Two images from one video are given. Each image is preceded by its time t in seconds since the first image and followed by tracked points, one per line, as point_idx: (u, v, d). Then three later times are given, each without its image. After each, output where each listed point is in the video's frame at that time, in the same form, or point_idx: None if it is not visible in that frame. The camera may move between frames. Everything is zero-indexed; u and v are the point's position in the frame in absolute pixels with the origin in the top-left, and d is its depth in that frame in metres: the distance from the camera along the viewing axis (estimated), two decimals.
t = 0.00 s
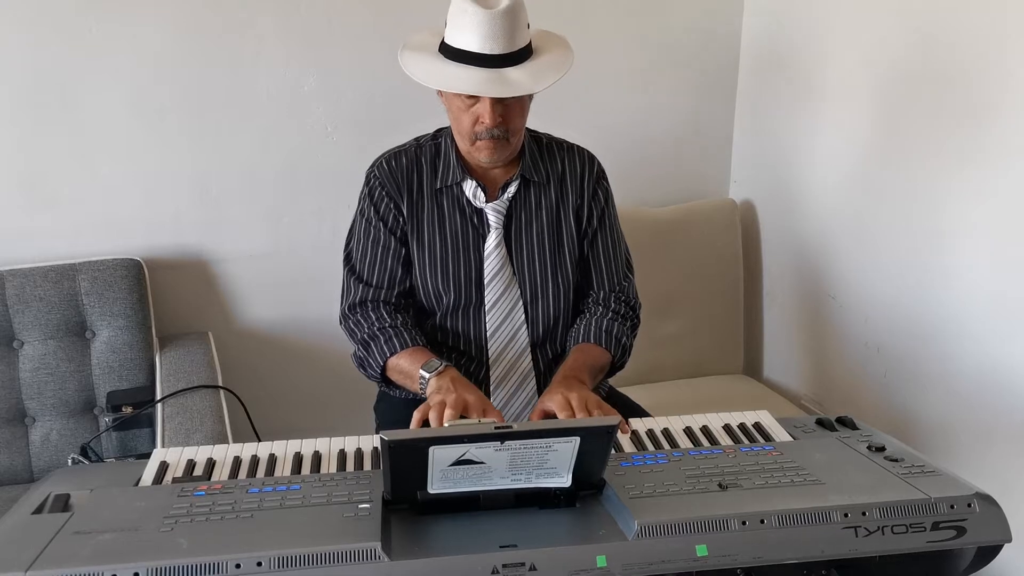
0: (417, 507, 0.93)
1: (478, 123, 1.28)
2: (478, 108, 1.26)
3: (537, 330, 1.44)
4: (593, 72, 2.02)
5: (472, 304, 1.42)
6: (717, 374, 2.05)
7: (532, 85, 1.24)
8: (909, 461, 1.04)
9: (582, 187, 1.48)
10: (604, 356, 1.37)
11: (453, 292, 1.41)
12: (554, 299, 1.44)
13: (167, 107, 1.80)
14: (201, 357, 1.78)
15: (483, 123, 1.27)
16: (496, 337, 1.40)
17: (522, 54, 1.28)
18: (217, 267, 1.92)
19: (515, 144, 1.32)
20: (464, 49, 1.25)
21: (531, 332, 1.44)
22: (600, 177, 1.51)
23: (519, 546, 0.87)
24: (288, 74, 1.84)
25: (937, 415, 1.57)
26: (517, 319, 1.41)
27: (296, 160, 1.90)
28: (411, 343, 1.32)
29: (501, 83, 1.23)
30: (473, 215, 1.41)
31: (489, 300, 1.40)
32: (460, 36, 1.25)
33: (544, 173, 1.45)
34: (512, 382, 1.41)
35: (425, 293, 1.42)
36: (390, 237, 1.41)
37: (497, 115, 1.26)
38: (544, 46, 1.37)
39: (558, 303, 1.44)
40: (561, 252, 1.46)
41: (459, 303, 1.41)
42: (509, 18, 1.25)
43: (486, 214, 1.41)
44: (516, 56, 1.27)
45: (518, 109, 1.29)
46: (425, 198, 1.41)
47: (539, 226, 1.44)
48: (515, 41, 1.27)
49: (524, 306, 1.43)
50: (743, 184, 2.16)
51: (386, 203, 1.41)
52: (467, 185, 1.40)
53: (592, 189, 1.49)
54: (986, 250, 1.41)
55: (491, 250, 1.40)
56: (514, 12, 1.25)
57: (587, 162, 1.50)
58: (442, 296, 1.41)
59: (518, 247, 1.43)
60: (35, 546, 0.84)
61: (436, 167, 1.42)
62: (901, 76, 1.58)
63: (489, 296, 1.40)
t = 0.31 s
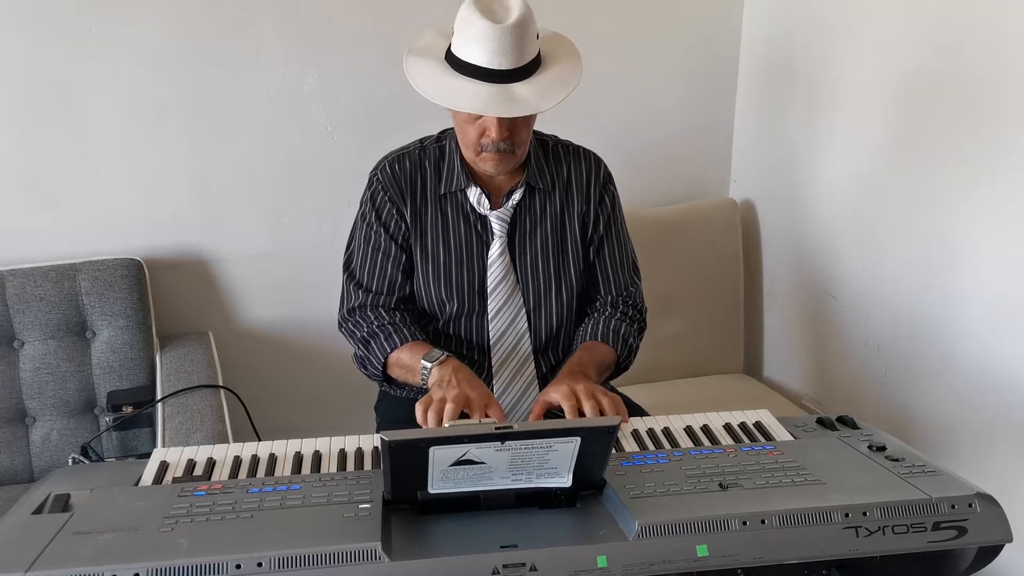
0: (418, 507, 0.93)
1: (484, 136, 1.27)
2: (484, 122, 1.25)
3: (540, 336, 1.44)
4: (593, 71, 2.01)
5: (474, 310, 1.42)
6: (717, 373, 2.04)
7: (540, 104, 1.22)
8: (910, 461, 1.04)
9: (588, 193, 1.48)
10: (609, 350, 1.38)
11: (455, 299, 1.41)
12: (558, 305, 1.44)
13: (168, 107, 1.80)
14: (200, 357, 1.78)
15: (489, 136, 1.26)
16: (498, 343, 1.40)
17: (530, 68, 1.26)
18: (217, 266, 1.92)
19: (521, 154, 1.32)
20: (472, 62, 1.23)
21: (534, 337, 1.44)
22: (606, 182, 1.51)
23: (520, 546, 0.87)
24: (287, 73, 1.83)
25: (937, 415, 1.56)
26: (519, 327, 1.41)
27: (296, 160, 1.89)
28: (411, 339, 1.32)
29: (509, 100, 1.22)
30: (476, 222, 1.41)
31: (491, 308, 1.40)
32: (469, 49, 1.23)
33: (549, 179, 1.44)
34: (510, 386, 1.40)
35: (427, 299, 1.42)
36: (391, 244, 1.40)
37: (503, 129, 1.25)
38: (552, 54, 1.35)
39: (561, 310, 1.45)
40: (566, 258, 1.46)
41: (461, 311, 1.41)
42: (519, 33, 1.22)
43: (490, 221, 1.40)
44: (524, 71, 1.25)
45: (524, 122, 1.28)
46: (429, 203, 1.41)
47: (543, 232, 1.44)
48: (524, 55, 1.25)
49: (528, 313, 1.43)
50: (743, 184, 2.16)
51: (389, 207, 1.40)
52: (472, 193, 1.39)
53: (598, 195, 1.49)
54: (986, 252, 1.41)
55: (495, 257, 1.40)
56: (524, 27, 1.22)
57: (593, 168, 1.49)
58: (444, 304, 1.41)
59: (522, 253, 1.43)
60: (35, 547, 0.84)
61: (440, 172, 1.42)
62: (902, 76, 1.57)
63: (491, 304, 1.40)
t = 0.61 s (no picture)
0: (418, 505, 0.93)
1: (492, 140, 1.27)
2: (494, 125, 1.25)
3: (541, 341, 1.45)
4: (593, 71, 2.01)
5: (476, 316, 1.43)
6: (717, 372, 2.05)
7: (552, 108, 1.22)
8: (909, 459, 1.04)
9: (593, 198, 1.48)
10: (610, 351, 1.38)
11: (458, 303, 1.41)
12: (559, 311, 1.45)
13: (168, 107, 1.80)
14: (201, 356, 1.78)
15: (498, 140, 1.26)
16: (501, 347, 1.39)
17: (542, 72, 1.26)
18: (217, 266, 1.93)
19: (529, 159, 1.31)
20: (485, 64, 1.23)
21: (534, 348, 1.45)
22: (612, 186, 1.51)
23: (519, 544, 0.87)
24: (288, 74, 1.84)
25: (937, 414, 1.57)
26: (522, 333, 1.40)
27: (296, 160, 1.90)
28: (407, 330, 1.32)
29: (521, 103, 1.22)
30: (480, 225, 1.41)
31: (495, 313, 1.39)
32: (482, 50, 1.23)
33: (554, 184, 1.45)
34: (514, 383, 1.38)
35: (428, 301, 1.42)
36: (394, 246, 1.40)
37: (513, 133, 1.25)
38: (562, 61, 1.35)
39: (563, 316, 1.45)
40: (570, 264, 1.46)
41: (465, 317, 1.42)
42: (533, 36, 1.22)
43: (494, 226, 1.40)
44: (537, 75, 1.25)
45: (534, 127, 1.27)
46: (432, 205, 1.41)
47: (547, 238, 1.44)
48: (537, 58, 1.24)
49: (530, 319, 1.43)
50: (743, 184, 2.16)
51: (392, 209, 1.40)
52: (475, 197, 1.39)
53: (604, 201, 1.49)
54: (986, 252, 1.41)
55: (498, 263, 1.39)
56: (539, 30, 1.22)
57: (599, 173, 1.49)
58: (447, 308, 1.42)
59: (525, 258, 1.43)
60: (35, 546, 0.84)
61: (443, 174, 1.42)
62: (901, 76, 1.57)
63: (494, 310, 1.39)
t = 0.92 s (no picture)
0: (417, 504, 0.93)
1: (494, 151, 1.27)
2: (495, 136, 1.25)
3: (545, 349, 1.45)
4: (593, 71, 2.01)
5: (478, 324, 1.43)
6: (717, 372, 2.05)
7: (554, 123, 1.21)
8: (909, 457, 1.05)
9: (599, 205, 1.47)
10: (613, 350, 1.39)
11: (459, 312, 1.41)
12: (564, 319, 1.45)
13: (168, 107, 1.80)
14: (200, 356, 1.78)
15: (499, 152, 1.26)
16: (503, 358, 1.41)
17: (546, 85, 1.25)
18: (217, 265, 1.93)
19: (532, 169, 1.31)
20: (488, 76, 1.22)
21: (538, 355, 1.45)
22: (618, 193, 1.51)
23: (518, 542, 0.87)
24: (288, 74, 1.84)
25: (938, 413, 1.57)
26: (523, 342, 1.42)
27: (296, 159, 1.90)
28: (406, 340, 1.33)
29: (523, 118, 1.21)
30: (484, 234, 1.41)
31: (497, 323, 1.40)
32: (485, 62, 1.22)
33: (560, 193, 1.44)
34: (514, 392, 1.41)
35: (427, 309, 1.42)
36: (394, 253, 1.40)
37: (514, 146, 1.25)
38: (568, 71, 1.34)
39: (566, 326, 1.45)
40: (575, 270, 1.46)
41: (467, 326, 1.42)
42: (537, 48, 1.21)
43: (498, 234, 1.40)
44: (540, 88, 1.24)
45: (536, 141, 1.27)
46: (435, 213, 1.41)
47: (551, 245, 1.44)
48: (541, 71, 1.23)
49: (533, 327, 1.44)
50: (743, 183, 2.16)
51: (393, 216, 1.40)
52: (479, 204, 1.39)
53: (610, 208, 1.49)
54: (986, 252, 1.41)
55: (501, 272, 1.40)
56: (543, 42, 1.21)
57: (606, 180, 1.49)
58: (448, 317, 1.42)
59: (529, 268, 1.43)
60: (35, 544, 0.84)
61: (447, 180, 1.41)
62: (901, 76, 1.58)
63: (497, 319, 1.40)
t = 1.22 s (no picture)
0: (418, 503, 0.93)
1: (506, 161, 1.26)
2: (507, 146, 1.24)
3: (546, 354, 1.46)
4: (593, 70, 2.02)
5: (480, 329, 1.43)
6: (717, 371, 2.05)
7: (567, 136, 1.21)
8: (908, 455, 1.05)
9: (604, 211, 1.47)
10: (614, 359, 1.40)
11: (460, 316, 1.42)
12: (566, 324, 1.45)
13: (168, 107, 1.80)
14: (201, 356, 1.78)
15: (511, 162, 1.25)
16: (505, 363, 1.41)
17: (558, 96, 1.24)
18: (218, 265, 1.93)
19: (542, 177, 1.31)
20: (501, 87, 1.21)
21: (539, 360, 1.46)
22: (624, 198, 1.50)
23: (519, 541, 0.88)
24: (288, 74, 1.84)
25: (938, 412, 1.57)
26: (525, 348, 1.42)
27: (296, 159, 1.90)
28: (404, 343, 1.33)
29: (537, 130, 1.21)
30: (488, 238, 1.40)
31: (501, 329, 1.41)
32: (498, 73, 1.21)
33: (565, 199, 1.44)
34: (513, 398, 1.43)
35: (426, 312, 1.43)
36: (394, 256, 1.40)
37: (526, 157, 1.24)
38: (577, 81, 1.34)
39: (567, 332, 1.46)
40: (578, 276, 1.46)
41: (467, 331, 1.43)
42: (552, 60, 1.20)
43: (502, 239, 1.40)
44: (553, 99, 1.23)
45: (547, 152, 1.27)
46: (439, 216, 1.40)
47: (555, 251, 1.44)
48: (554, 82, 1.23)
49: (535, 332, 1.44)
50: (743, 183, 2.17)
51: (396, 219, 1.40)
52: (484, 210, 1.38)
53: (616, 213, 1.49)
54: (986, 250, 1.42)
55: (504, 278, 1.40)
56: (558, 54, 1.20)
57: (612, 185, 1.48)
58: (449, 321, 1.42)
59: (532, 273, 1.43)
60: (37, 544, 0.85)
61: (451, 184, 1.41)
62: (901, 75, 1.58)
63: (501, 325, 1.41)
